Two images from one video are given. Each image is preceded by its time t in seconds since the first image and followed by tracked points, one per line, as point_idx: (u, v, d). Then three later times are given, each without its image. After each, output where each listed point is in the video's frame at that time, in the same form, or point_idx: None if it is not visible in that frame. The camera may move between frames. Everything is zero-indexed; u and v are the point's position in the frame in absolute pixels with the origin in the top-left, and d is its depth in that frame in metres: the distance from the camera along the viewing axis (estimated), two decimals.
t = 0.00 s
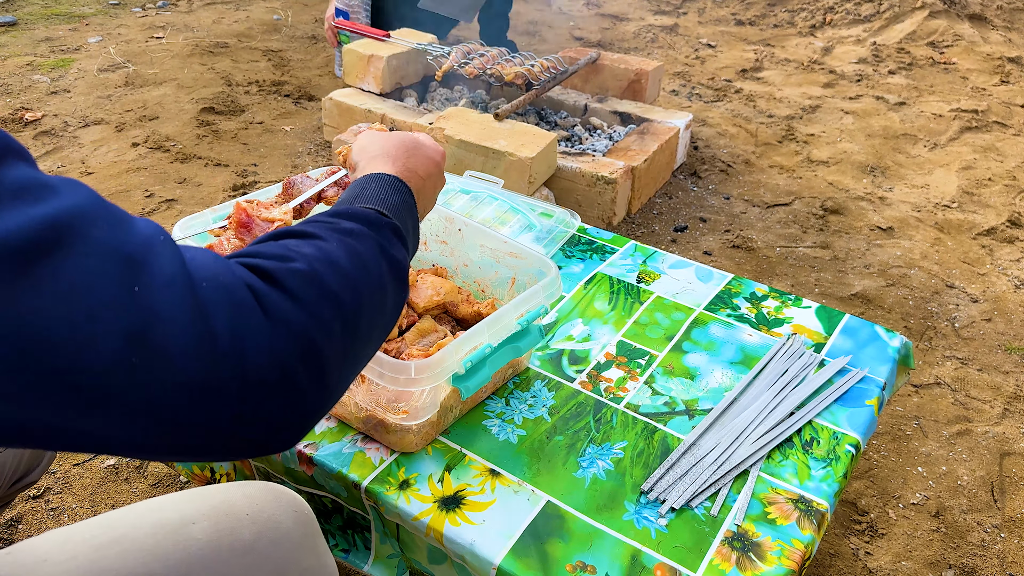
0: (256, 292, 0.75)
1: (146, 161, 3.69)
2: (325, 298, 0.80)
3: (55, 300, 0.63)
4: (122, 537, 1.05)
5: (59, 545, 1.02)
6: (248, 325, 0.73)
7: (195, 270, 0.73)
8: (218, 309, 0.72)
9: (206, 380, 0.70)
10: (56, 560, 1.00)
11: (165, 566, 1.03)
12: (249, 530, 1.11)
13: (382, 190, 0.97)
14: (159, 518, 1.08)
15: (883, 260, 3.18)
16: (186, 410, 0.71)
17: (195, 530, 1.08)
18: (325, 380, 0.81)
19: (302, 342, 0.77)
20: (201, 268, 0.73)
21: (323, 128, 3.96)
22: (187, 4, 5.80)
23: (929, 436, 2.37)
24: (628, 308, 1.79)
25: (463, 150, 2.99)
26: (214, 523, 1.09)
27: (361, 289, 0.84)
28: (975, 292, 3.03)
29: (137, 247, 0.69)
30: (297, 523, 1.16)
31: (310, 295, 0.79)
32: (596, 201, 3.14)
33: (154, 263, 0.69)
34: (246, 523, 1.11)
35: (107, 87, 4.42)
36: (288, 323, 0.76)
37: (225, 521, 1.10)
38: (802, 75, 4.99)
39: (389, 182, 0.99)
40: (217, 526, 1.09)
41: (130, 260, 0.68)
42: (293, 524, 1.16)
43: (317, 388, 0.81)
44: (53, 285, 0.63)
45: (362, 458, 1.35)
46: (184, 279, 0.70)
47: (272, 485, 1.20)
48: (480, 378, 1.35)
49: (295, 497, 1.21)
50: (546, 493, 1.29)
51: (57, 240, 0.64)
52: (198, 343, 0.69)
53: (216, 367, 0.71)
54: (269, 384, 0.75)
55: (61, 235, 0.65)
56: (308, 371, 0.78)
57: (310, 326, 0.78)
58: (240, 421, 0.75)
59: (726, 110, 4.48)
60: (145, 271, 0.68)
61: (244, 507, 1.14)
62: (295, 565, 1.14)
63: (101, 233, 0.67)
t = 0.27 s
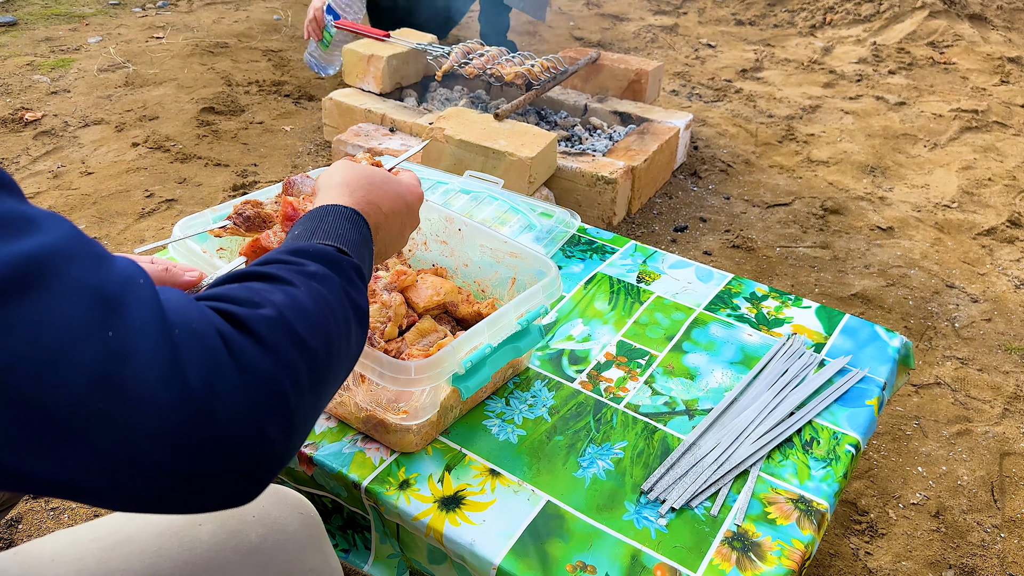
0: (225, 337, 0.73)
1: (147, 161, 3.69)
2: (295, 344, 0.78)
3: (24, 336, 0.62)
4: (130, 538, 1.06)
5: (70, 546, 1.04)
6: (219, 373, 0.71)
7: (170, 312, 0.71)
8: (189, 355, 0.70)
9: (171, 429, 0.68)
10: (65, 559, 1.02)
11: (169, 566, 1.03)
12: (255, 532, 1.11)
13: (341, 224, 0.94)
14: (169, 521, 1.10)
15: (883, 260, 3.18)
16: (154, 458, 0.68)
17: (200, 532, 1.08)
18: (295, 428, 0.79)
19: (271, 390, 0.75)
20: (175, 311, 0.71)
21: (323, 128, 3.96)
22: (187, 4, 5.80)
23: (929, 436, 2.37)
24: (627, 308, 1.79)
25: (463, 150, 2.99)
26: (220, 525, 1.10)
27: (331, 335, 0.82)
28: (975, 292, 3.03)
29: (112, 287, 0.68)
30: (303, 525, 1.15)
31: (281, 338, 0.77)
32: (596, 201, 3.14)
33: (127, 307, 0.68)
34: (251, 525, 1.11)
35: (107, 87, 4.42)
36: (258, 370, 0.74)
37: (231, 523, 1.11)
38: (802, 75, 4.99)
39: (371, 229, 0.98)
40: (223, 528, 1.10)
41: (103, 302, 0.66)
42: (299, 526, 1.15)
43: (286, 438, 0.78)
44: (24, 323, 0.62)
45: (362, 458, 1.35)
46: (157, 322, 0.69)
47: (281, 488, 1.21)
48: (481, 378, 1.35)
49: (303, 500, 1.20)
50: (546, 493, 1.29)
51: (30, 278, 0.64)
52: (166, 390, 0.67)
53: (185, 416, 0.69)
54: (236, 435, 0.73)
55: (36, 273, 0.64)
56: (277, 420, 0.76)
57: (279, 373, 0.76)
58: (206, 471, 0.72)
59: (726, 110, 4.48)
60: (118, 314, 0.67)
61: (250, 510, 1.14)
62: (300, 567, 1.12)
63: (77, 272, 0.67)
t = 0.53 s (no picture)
0: (210, 352, 0.75)
1: (147, 161, 3.69)
2: (274, 359, 0.79)
3: (16, 343, 0.63)
4: (138, 538, 1.06)
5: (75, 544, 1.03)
6: (203, 390, 0.73)
7: (159, 324, 0.72)
8: (177, 370, 0.71)
9: (152, 441, 0.69)
10: (73, 559, 1.01)
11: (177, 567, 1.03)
12: (262, 534, 1.11)
13: (332, 249, 0.97)
14: (176, 522, 1.10)
15: (883, 260, 3.18)
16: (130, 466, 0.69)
17: (208, 533, 1.08)
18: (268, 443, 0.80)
19: (251, 405, 0.77)
20: (163, 323, 0.72)
21: (323, 128, 3.96)
22: (187, 4, 5.80)
23: (929, 436, 2.37)
24: (627, 308, 1.79)
25: (463, 149, 2.99)
26: (227, 527, 1.10)
27: (311, 352, 0.83)
28: (975, 291, 3.03)
29: (105, 298, 0.69)
30: (309, 527, 1.16)
31: (263, 355, 0.79)
32: (596, 201, 3.14)
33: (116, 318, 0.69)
34: (259, 526, 1.11)
35: (107, 87, 4.42)
36: (240, 385, 0.76)
37: (238, 525, 1.11)
38: (802, 75, 4.99)
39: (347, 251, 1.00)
40: (231, 529, 1.10)
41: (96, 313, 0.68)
42: (305, 529, 1.15)
43: (260, 451, 0.80)
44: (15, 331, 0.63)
45: (362, 458, 1.35)
46: (147, 335, 0.70)
47: (287, 490, 1.21)
48: (480, 378, 1.35)
49: (309, 503, 1.21)
50: (546, 493, 1.29)
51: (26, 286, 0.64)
52: (149, 402, 0.69)
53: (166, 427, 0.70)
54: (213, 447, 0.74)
55: (33, 282, 0.65)
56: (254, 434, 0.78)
57: (260, 390, 0.77)
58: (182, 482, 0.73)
59: (726, 110, 4.48)
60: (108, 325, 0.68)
61: (257, 511, 1.14)
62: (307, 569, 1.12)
63: (72, 283, 0.68)
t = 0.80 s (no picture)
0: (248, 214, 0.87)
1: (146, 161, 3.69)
2: (308, 220, 0.91)
3: (71, 198, 0.79)
4: (122, 538, 1.06)
5: (59, 546, 1.03)
6: (231, 241, 0.86)
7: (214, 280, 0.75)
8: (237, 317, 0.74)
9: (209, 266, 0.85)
10: (57, 561, 1.01)
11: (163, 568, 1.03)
12: (249, 532, 1.11)
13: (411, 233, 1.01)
14: (162, 520, 1.09)
15: (883, 260, 3.18)
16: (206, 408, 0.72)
17: (194, 532, 1.08)
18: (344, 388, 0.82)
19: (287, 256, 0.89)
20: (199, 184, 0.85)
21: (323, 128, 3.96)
22: (187, 4, 5.80)
23: (929, 436, 2.37)
24: (627, 308, 1.78)
25: (463, 149, 2.99)
26: (213, 525, 1.10)
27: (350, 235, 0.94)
28: (975, 291, 3.03)
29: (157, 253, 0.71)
30: (296, 525, 1.16)
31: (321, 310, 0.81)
32: (596, 201, 3.14)
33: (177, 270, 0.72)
34: (245, 525, 1.11)
35: (107, 87, 4.42)
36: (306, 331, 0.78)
37: (223, 524, 1.10)
38: (802, 75, 4.99)
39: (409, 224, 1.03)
40: (216, 528, 1.10)
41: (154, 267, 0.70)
42: (292, 526, 1.15)
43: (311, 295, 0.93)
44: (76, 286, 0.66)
45: (362, 458, 1.35)
46: (180, 194, 0.83)
47: (273, 487, 1.21)
48: (497, 366, 1.40)
49: (297, 500, 1.21)
50: (546, 493, 1.29)
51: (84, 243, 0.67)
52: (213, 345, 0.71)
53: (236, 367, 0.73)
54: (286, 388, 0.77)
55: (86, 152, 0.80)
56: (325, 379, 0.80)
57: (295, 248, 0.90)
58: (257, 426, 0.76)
59: (726, 110, 4.48)
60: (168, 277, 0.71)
61: (243, 509, 1.14)
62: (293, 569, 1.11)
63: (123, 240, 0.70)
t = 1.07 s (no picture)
0: (281, 263, 0.75)
1: (147, 161, 3.69)
2: (354, 270, 0.80)
3: (69, 263, 0.65)
4: (123, 533, 1.05)
5: (60, 537, 1.03)
6: (268, 298, 0.73)
7: (213, 238, 0.73)
8: (238, 279, 0.72)
9: (225, 344, 0.70)
10: (57, 555, 1.01)
11: (165, 565, 1.04)
12: (250, 528, 1.11)
13: (439, 174, 0.98)
14: (163, 516, 1.09)
15: (883, 260, 3.18)
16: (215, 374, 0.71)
17: (195, 528, 1.08)
18: (361, 349, 0.81)
19: (335, 311, 0.78)
20: (221, 237, 0.73)
21: (323, 128, 3.96)
22: (187, 4, 5.80)
23: (929, 436, 2.37)
24: (628, 308, 1.78)
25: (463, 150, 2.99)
26: (214, 521, 1.09)
27: (402, 269, 0.84)
28: (975, 292, 3.03)
29: (154, 217, 0.70)
30: (297, 522, 1.15)
31: (331, 267, 0.79)
32: (596, 201, 3.14)
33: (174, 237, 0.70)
34: (246, 521, 1.11)
35: (107, 87, 4.42)
36: (312, 293, 0.76)
37: (224, 520, 1.10)
38: (802, 75, 4.99)
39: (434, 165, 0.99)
40: (217, 525, 1.09)
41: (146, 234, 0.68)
42: (293, 523, 1.14)
43: (344, 367, 0.80)
44: (66, 251, 0.65)
45: (362, 458, 1.35)
46: (202, 246, 0.71)
47: (273, 483, 1.19)
48: (497, 366, 1.40)
49: (296, 496, 1.20)
50: (546, 493, 1.29)
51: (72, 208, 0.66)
52: (214, 305, 0.69)
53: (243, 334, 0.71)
54: (301, 349, 0.75)
55: (79, 204, 0.66)
56: (339, 337, 0.78)
57: (343, 297, 0.79)
58: (270, 387, 0.75)
59: (726, 110, 4.48)
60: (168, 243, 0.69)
61: (244, 505, 1.13)
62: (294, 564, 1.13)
63: (120, 203, 0.69)
